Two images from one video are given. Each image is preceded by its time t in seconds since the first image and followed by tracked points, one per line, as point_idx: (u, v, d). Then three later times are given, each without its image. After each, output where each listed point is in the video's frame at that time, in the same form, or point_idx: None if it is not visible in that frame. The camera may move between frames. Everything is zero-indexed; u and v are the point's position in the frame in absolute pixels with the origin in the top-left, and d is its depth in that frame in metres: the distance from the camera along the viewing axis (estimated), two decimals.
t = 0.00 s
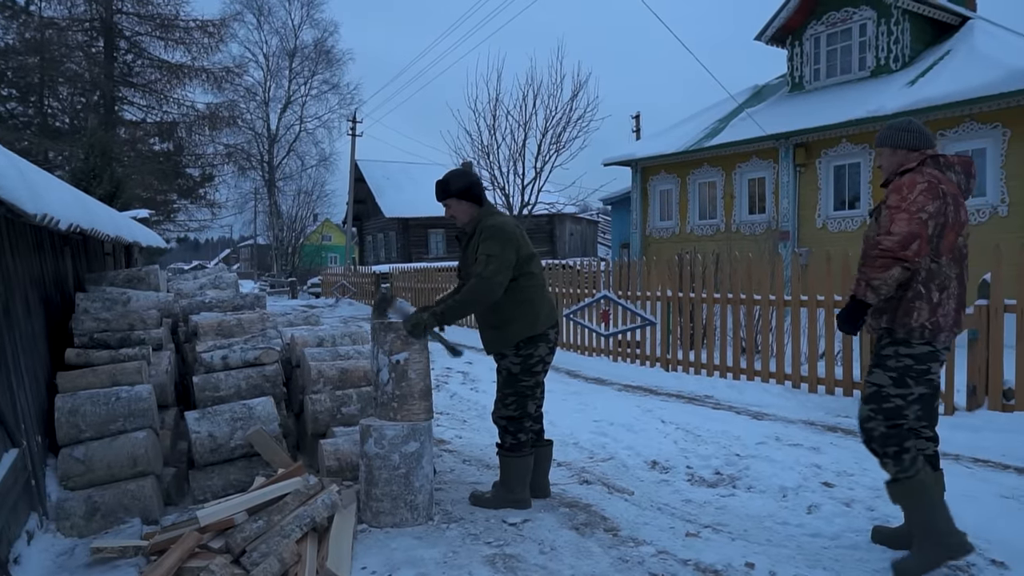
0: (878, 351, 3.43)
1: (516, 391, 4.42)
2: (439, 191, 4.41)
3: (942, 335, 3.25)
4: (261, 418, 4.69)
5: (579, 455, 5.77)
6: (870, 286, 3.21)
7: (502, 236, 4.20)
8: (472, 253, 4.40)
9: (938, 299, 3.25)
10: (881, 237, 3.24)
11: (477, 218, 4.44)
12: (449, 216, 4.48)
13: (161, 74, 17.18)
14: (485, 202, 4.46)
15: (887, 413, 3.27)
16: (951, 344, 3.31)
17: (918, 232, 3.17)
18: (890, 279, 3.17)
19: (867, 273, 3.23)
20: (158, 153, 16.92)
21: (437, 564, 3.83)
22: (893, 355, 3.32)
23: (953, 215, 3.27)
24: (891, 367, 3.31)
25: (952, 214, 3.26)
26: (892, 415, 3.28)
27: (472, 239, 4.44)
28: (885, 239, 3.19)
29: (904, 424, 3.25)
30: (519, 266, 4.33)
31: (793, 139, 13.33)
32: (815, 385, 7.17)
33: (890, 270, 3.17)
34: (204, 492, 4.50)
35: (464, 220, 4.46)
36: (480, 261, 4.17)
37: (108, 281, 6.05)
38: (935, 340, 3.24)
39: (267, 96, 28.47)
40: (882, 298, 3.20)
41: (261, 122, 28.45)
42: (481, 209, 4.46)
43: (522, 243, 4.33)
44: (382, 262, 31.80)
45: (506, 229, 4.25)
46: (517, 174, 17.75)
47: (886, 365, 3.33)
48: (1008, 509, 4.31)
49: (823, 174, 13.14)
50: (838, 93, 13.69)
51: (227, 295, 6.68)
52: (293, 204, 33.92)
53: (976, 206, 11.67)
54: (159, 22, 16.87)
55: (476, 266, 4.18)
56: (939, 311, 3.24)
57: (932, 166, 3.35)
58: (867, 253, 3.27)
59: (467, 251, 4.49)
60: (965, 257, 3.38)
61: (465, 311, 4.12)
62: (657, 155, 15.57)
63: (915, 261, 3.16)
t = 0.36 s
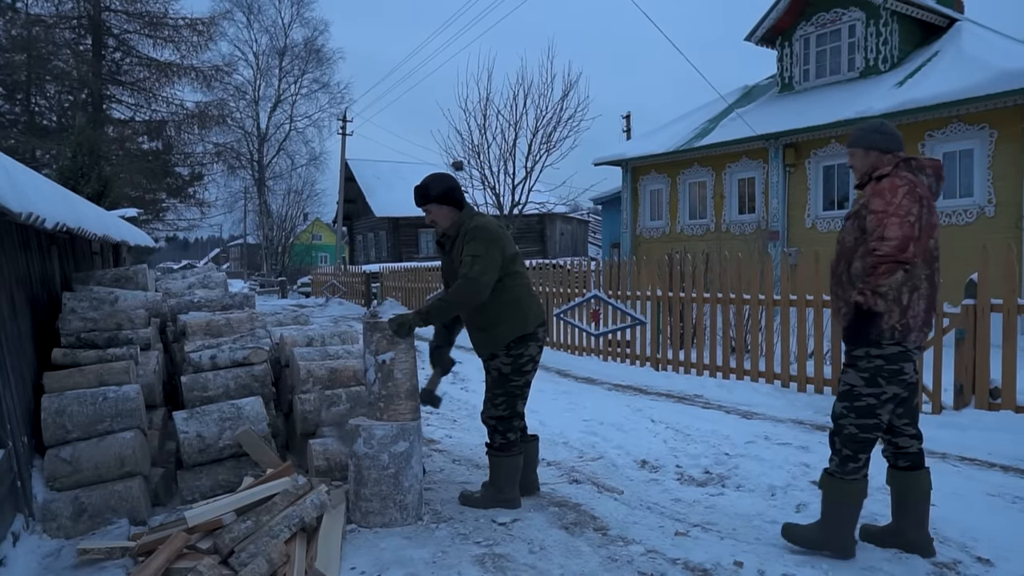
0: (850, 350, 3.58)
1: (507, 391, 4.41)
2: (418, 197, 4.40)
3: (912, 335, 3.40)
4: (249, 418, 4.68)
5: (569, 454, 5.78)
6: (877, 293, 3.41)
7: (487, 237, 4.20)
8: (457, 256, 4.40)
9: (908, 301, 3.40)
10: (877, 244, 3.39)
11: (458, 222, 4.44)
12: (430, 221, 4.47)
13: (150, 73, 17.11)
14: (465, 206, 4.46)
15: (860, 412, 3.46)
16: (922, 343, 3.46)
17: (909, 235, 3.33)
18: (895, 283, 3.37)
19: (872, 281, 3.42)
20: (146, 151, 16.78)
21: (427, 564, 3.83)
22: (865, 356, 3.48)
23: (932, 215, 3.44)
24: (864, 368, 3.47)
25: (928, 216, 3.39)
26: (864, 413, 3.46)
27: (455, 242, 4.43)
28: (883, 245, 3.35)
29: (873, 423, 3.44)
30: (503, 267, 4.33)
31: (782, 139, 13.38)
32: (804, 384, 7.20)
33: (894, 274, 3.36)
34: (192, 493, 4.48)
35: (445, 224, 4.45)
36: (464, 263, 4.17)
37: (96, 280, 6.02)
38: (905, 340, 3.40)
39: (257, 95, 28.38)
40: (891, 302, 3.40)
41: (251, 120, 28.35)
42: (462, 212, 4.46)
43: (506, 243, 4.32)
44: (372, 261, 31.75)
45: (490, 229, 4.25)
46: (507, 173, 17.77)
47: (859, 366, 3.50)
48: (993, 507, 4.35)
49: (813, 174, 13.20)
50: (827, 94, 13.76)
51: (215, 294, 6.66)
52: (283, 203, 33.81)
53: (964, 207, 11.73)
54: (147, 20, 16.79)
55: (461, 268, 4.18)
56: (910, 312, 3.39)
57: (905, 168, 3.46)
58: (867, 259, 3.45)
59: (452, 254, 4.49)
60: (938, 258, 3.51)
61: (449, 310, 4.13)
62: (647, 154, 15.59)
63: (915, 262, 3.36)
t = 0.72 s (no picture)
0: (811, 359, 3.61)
1: (500, 390, 4.41)
2: (423, 191, 4.41)
3: (868, 338, 3.43)
4: (243, 419, 4.67)
5: (563, 454, 5.79)
6: (828, 308, 3.43)
7: (485, 236, 4.21)
8: (455, 254, 4.40)
9: (861, 309, 3.42)
10: (829, 257, 3.42)
11: (461, 219, 4.44)
12: (434, 216, 4.48)
13: (142, 73, 17.08)
14: (470, 203, 4.47)
15: (831, 418, 3.49)
16: (879, 345, 3.50)
17: (860, 250, 3.38)
18: (845, 298, 3.40)
19: (823, 296, 3.45)
20: (140, 151, 16.71)
21: (421, 565, 3.82)
22: (825, 363, 3.51)
23: (883, 227, 3.43)
24: (826, 374, 3.50)
25: (881, 225, 3.41)
26: (835, 419, 3.49)
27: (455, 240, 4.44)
28: (833, 261, 3.39)
29: (846, 427, 3.47)
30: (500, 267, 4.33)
31: (776, 139, 13.40)
32: (797, 383, 7.20)
33: (844, 289, 3.40)
34: (185, 494, 4.48)
35: (448, 220, 4.46)
36: (461, 260, 4.18)
37: (88, 282, 6.00)
38: (861, 344, 3.43)
39: (250, 95, 28.34)
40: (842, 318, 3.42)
41: (245, 120, 28.31)
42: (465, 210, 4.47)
43: (504, 244, 4.33)
44: (366, 262, 31.72)
45: (489, 229, 4.26)
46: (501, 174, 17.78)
47: (822, 373, 3.52)
48: (985, 505, 4.37)
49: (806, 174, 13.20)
50: (820, 93, 13.80)
51: (209, 295, 6.65)
52: (277, 203, 33.75)
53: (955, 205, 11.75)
54: (140, 20, 16.75)
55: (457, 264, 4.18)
56: (864, 318, 3.42)
57: (860, 176, 3.49)
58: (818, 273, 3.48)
59: (450, 252, 4.49)
60: (892, 264, 3.51)
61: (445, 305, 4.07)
62: (640, 154, 15.61)
63: (865, 277, 3.39)
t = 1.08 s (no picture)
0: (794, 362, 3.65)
1: (502, 388, 4.41)
2: (441, 184, 4.40)
3: (845, 338, 3.47)
4: (244, 420, 4.68)
5: (565, 455, 5.78)
6: (773, 307, 3.45)
7: (493, 237, 4.21)
8: (463, 252, 4.40)
9: (833, 309, 3.45)
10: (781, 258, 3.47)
11: (475, 216, 4.43)
12: (448, 211, 4.48)
13: (145, 74, 17.14)
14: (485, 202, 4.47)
15: (822, 419, 3.50)
16: (858, 346, 3.52)
17: (810, 252, 3.42)
18: (789, 298, 3.41)
19: (769, 295, 3.48)
20: (142, 152, 16.75)
21: (422, 566, 3.82)
22: (806, 364, 3.55)
23: (846, 229, 3.46)
24: (809, 375, 3.54)
25: (847, 228, 3.46)
26: (825, 419, 3.51)
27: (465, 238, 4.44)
28: (782, 262, 3.45)
29: (838, 426, 3.48)
30: (506, 268, 4.33)
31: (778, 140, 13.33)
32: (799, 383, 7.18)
33: (787, 290, 3.42)
34: (187, 495, 4.48)
35: (462, 217, 4.45)
36: (467, 259, 4.18)
37: (90, 282, 6.02)
38: (838, 344, 3.47)
39: (252, 97, 28.39)
40: (785, 317, 3.44)
41: (247, 121, 28.36)
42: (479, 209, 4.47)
43: (512, 247, 4.32)
44: (368, 263, 31.76)
45: (498, 231, 4.26)
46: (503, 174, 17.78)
47: (804, 374, 3.56)
48: (987, 506, 4.36)
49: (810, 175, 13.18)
50: (822, 94, 13.79)
51: (210, 295, 6.67)
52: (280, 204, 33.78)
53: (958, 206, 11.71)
54: (143, 21, 16.80)
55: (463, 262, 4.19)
56: (837, 318, 3.45)
57: (831, 178, 3.53)
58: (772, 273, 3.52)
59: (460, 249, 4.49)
60: (865, 266, 3.53)
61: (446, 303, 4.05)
62: (642, 155, 15.61)
63: (810, 280, 3.41)
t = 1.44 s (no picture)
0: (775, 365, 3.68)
1: (496, 390, 4.40)
2: (457, 179, 4.39)
3: (820, 340, 3.49)
4: (237, 422, 4.66)
5: (559, 458, 5.78)
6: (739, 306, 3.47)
7: (494, 241, 4.21)
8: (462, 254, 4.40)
9: (806, 311, 3.50)
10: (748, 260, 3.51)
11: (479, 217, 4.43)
12: (455, 209, 4.46)
13: (141, 74, 17.11)
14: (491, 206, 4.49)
15: (803, 418, 3.50)
16: (834, 348, 3.53)
17: (773, 255, 3.45)
18: (755, 299, 3.44)
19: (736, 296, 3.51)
20: (137, 153, 16.72)
21: (414, 569, 3.81)
22: (784, 366, 3.58)
23: (815, 234, 3.49)
24: (787, 377, 3.56)
25: (814, 234, 3.49)
26: (806, 419, 3.51)
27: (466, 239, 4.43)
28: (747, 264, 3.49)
29: (818, 425, 3.48)
30: (505, 272, 4.33)
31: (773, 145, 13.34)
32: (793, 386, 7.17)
33: (751, 292, 3.45)
34: (179, 498, 4.46)
35: (468, 216, 4.44)
36: (466, 261, 4.17)
37: (83, 283, 5.99)
38: (813, 346, 3.49)
39: (248, 98, 28.36)
40: (753, 316, 3.46)
41: (243, 123, 28.34)
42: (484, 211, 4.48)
43: (512, 251, 4.32)
44: (364, 264, 31.74)
45: (499, 235, 4.26)
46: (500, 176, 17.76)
47: (784, 375, 3.58)
48: (980, 510, 4.36)
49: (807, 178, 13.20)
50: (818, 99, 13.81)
51: (205, 297, 6.65)
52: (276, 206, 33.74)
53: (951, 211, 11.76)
54: (139, 21, 16.80)
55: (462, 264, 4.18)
56: (811, 320, 3.49)
57: (802, 188, 3.60)
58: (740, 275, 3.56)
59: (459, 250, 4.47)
60: (837, 270, 3.53)
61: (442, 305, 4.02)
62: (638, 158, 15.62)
63: (772, 282, 3.43)
